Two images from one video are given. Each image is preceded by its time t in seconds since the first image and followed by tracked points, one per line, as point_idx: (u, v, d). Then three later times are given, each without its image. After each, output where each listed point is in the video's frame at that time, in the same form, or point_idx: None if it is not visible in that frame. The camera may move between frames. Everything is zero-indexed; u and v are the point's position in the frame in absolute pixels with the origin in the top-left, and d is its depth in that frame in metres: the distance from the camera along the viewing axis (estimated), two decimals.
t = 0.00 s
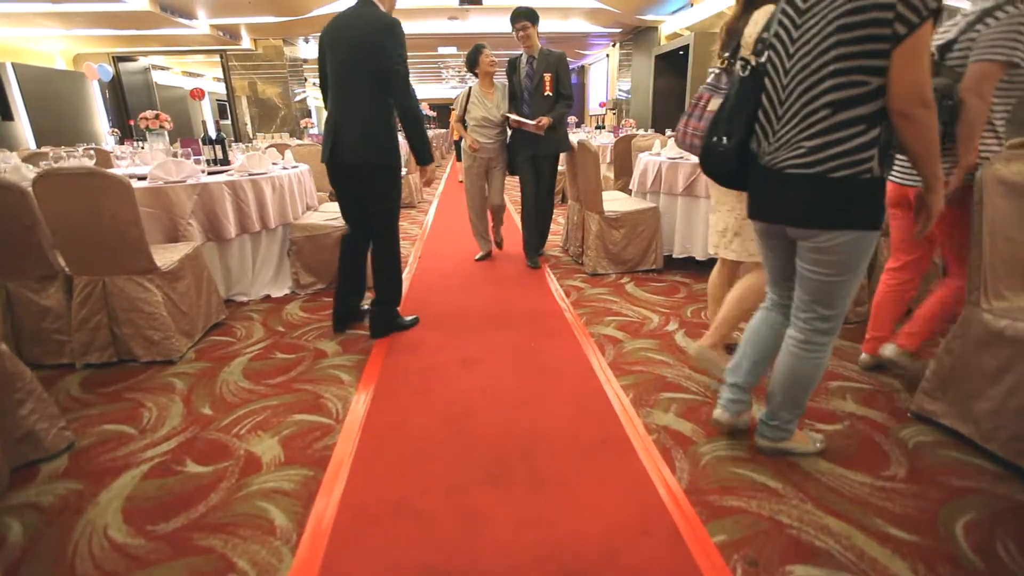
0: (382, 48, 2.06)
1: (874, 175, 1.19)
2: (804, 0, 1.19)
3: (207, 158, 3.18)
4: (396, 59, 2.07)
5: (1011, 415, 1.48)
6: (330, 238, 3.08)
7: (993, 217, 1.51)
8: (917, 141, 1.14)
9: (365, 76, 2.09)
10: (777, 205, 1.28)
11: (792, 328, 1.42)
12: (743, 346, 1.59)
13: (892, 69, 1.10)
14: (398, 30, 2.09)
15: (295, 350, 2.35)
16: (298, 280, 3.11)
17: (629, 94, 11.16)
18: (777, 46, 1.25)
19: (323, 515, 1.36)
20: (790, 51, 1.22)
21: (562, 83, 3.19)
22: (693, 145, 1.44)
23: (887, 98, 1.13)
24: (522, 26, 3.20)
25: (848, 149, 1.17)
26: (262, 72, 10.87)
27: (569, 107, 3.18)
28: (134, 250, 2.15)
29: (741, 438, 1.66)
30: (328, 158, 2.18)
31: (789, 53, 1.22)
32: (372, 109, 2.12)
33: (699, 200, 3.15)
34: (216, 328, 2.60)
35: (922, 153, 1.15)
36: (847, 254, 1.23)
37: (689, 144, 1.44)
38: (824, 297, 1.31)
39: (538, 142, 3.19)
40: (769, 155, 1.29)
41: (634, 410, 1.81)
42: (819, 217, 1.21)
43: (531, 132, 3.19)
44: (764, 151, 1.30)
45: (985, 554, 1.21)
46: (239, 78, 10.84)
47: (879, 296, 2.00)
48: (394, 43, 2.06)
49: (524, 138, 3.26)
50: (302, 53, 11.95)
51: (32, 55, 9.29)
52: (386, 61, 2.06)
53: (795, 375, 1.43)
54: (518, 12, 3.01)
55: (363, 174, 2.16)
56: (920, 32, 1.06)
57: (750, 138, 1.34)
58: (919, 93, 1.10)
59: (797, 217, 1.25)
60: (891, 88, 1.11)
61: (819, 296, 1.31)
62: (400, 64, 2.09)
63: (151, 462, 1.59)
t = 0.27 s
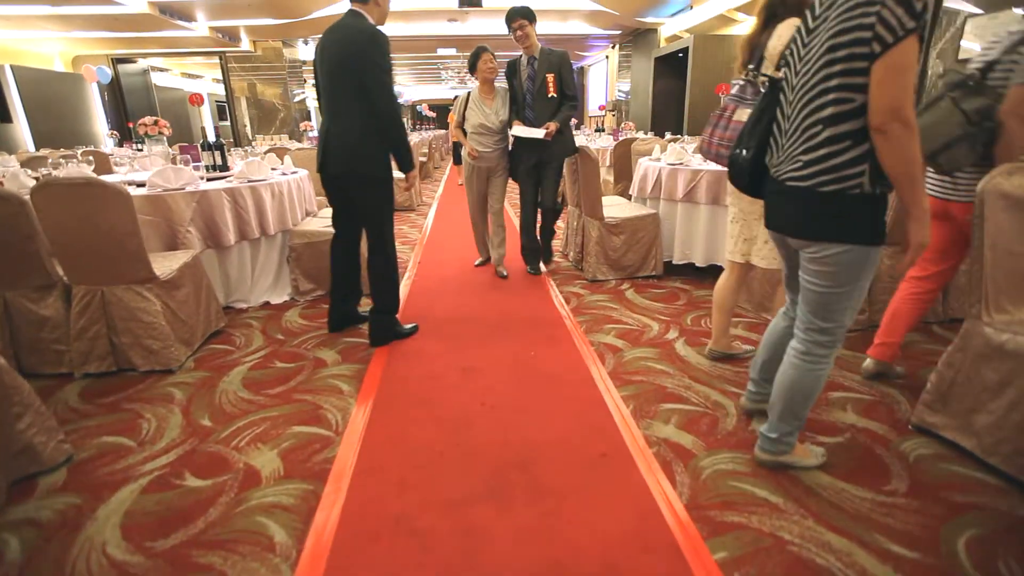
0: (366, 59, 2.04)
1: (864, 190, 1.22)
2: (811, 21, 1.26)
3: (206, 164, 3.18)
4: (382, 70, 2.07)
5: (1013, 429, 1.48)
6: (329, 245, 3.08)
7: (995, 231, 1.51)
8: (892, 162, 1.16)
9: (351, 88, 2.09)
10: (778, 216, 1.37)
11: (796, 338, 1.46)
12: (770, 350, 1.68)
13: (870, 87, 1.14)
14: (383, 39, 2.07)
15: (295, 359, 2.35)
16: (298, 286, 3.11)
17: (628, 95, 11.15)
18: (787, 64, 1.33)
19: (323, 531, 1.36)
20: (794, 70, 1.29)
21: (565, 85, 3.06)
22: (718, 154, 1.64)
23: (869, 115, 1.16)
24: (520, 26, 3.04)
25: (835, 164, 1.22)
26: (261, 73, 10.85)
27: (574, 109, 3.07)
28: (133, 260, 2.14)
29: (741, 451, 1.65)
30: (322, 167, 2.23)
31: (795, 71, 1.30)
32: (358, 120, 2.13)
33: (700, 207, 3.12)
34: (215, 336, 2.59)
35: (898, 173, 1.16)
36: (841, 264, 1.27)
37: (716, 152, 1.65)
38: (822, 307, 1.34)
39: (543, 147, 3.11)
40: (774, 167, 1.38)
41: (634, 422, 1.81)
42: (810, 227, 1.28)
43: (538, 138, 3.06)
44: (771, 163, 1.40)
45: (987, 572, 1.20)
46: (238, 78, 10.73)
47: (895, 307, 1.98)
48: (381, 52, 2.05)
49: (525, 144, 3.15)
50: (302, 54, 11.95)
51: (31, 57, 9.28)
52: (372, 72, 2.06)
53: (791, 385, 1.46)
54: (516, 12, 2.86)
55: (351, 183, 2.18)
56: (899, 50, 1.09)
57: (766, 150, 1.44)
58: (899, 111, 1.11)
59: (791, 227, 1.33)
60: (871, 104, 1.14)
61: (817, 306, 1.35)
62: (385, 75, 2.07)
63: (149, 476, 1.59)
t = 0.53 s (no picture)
0: (340, 67, 2.05)
1: (858, 205, 1.24)
2: (818, 43, 1.30)
3: (206, 171, 3.18)
4: (359, 80, 2.06)
5: (1016, 445, 1.47)
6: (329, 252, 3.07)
7: (997, 246, 1.50)
8: (872, 178, 1.17)
9: (328, 95, 2.10)
10: (782, 227, 1.40)
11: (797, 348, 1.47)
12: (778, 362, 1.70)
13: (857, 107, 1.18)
14: (359, 46, 2.06)
15: (295, 368, 2.34)
16: (298, 293, 3.10)
17: (628, 97, 11.17)
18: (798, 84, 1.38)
19: (323, 547, 1.36)
20: (802, 89, 1.34)
21: (575, 91, 2.82)
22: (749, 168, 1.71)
23: (856, 133, 1.19)
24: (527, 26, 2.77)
25: (829, 179, 1.26)
26: (261, 75, 10.87)
27: (585, 117, 2.82)
28: (133, 270, 2.14)
29: (742, 465, 1.65)
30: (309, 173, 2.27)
31: (804, 89, 1.34)
32: (335, 128, 2.13)
33: (700, 214, 3.12)
34: (215, 344, 2.59)
35: (879, 191, 1.17)
36: (841, 272, 1.29)
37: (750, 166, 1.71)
38: (824, 315, 1.35)
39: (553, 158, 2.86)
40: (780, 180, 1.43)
41: (635, 435, 1.80)
42: (809, 238, 1.32)
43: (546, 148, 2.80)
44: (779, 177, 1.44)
45: None
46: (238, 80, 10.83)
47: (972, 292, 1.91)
48: (357, 62, 2.05)
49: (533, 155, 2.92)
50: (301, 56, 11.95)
51: (32, 59, 9.31)
52: (347, 81, 2.06)
53: (793, 394, 1.46)
54: (522, 13, 2.64)
55: (333, 191, 2.20)
56: (886, 71, 1.12)
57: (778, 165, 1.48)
58: (883, 130, 1.14)
59: (792, 238, 1.37)
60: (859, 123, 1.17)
61: (819, 315, 1.36)
62: (359, 82, 2.06)
63: (149, 491, 1.58)
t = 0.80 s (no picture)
0: (326, 77, 2.05)
1: (852, 213, 1.30)
2: (816, 64, 1.37)
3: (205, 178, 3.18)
4: (344, 88, 2.06)
5: (1017, 462, 1.47)
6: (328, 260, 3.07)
7: (997, 262, 1.50)
8: (872, 187, 1.22)
9: (314, 106, 2.11)
10: (782, 234, 1.45)
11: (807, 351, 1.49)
12: (773, 369, 1.74)
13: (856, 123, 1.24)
14: (346, 56, 2.07)
15: (295, 379, 2.34)
16: (298, 301, 3.10)
17: (628, 98, 11.16)
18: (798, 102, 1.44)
19: (324, 564, 1.36)
20: (801, 106, 1.40)
21: (586, 98, 2.76)
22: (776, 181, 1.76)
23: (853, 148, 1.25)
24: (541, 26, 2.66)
25: (824, 189, 1.32)
26: (260, 77, 10.86)
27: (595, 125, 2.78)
28: (133, 281, 2.13)
29: (743, 480, 1.65)
30: (301, 183, 2.27)
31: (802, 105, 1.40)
32: (321, 138, 2.14)
33: (700, 221, 3.12)
34: (215, 353, 2.59)
35: (881, 199, 1.23)
36: (842, 276, 1.32)
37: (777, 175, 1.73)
38: (831, 318, 1.37)
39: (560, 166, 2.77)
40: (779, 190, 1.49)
41: (636, 449, 1.80)
42: (808, 245, 1.36)
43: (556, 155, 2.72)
44: (778, 187, 1.50)
45: None
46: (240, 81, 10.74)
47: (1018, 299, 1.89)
48: (342, 70, 2.06)
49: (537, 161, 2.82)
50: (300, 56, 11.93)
51: (31, 62, 9.30)
52: (333, 90, 2.06)
53: (803, 394, 1.46)
54: (542, 10, 2.56)
55: (322, 202, 2.20)
56: (879, 93, 1.18)
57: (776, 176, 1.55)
58: (877, 146, 1.20)
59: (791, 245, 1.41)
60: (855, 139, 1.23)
61: (824, 318, 1.39)
62: (343, 92, 2.06)
63: (149, 506, 1.58)
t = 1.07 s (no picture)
0: (324, 88, 2.04)
1: (859, 223, 1.36)
2: (816, 81, 1.42)
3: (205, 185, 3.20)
4: (343, 97, 2.06)
5: (1018, 479, 1.47)
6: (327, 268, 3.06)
7: (998, 278, 1.50)
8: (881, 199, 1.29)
9: (310, 118, 2.10)
10: (787, 243, 1.50)
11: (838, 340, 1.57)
12: (767, 377, 1.78)
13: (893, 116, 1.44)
14: (340, 66, 2.07)
15: (295, 389, 2.34)
16: (298, 308, 3.10)
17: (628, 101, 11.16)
18: (798, 117, 1.49)
19: None
20: (801, 122, 1.46)
21: (595, 106, 2.47)
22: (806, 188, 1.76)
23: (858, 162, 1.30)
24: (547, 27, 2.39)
25: (832, 202, 1.37)
26: (260, 79, 10.86)
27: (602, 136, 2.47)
28: (133, 292, 2.13)
29: (743, 494, 1.65)
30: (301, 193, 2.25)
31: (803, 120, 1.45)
32: (318, 150, 2.13)
33: (700, 228, 3.12)
34: (215, 362, 2.58)
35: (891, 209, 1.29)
36: (855, 286, 1.39)
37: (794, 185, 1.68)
38: (849, 316, 1.45)
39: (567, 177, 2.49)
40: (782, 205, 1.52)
41: (637, 462, 1.80)
42: (817, 254, 1.41)
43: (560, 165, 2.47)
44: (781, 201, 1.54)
45: None
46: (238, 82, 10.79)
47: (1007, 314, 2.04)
48: (340, 80, 2.05)
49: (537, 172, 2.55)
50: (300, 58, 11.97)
51: (31, 64, 9.32)
52: (332, 100, 2.05)
53: (831, 381, 1.56)
54: (545, 11, 2.28)
55: (324, 212, 2.20)
56: (884, 111, 1.24)
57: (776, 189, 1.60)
58: (883, 160, 1.26)
59: (798, 253, 1.47)
60: (860, 155, 1.29)
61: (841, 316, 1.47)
62: (343, 103, 2.07)
63: (149, 522, 1.58)
